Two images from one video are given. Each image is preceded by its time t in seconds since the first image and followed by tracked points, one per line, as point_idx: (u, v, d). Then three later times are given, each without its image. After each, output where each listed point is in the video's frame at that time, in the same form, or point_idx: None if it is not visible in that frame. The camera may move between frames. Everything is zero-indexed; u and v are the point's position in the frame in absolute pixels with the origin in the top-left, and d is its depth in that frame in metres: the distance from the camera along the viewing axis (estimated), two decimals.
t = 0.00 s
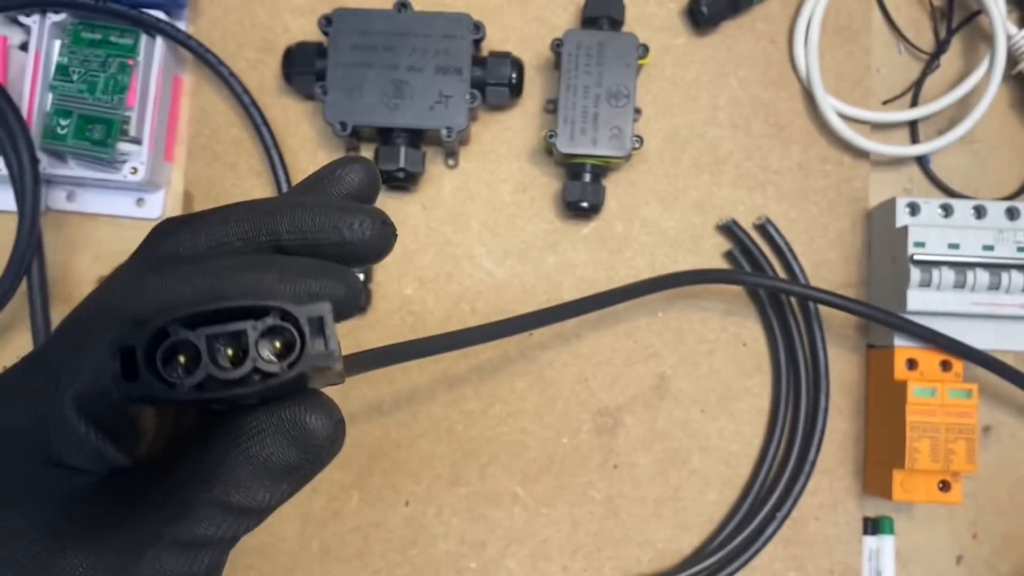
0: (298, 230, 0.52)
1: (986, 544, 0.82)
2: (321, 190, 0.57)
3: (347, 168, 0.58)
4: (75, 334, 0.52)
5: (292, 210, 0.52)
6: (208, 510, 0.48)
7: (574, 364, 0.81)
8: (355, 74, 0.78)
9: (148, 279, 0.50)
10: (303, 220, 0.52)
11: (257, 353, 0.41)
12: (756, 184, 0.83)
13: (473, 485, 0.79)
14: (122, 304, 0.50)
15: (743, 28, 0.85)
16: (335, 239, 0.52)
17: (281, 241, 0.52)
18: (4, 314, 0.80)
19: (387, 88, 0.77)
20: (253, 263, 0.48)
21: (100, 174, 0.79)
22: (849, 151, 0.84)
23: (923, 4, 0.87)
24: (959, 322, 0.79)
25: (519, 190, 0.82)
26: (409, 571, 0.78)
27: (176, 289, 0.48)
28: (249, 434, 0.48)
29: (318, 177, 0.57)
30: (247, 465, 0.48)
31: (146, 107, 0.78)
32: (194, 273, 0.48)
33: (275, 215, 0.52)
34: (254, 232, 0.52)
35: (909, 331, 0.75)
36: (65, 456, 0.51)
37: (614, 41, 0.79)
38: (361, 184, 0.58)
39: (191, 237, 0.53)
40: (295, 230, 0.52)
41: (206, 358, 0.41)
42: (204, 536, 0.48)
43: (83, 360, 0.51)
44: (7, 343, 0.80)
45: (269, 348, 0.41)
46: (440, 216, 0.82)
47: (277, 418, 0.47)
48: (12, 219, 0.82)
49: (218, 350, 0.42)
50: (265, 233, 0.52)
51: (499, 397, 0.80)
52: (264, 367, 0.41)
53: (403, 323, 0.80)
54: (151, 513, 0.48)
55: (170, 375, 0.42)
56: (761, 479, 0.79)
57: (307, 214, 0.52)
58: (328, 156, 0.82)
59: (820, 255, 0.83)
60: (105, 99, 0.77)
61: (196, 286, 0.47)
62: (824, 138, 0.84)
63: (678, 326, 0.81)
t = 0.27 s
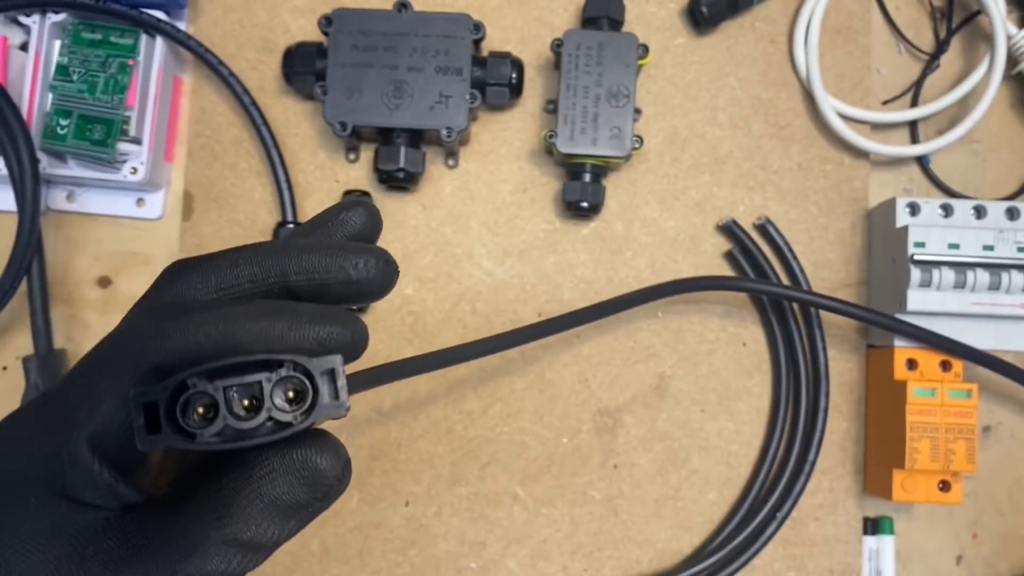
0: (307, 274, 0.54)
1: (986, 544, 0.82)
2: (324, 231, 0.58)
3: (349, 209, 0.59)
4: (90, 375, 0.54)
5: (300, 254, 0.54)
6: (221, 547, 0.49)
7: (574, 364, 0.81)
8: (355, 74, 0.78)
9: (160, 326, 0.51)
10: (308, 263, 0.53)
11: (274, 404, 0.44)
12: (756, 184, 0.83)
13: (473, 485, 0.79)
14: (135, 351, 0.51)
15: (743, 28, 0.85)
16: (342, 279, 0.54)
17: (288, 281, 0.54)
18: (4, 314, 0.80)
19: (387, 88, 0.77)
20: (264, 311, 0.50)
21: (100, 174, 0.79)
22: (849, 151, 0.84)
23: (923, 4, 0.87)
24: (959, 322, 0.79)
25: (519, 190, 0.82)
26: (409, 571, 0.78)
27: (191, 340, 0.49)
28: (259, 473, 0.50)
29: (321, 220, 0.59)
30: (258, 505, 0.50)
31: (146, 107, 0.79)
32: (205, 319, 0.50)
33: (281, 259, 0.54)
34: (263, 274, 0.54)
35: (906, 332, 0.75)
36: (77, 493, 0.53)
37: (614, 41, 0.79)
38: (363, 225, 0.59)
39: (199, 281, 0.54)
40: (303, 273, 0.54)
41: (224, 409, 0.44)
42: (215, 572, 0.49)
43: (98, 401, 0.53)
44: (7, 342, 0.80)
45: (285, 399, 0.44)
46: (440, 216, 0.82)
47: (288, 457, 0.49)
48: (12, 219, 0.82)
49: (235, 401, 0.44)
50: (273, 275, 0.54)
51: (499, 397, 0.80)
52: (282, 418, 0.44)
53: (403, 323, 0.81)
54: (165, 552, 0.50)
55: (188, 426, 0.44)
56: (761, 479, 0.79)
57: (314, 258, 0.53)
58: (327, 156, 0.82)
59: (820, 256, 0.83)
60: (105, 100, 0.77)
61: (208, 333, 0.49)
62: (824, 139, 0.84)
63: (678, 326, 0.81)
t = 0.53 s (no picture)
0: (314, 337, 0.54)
1: (986, 543, 0.82)
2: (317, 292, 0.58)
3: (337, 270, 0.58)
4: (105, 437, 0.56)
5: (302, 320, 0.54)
6: None
7: (574, 364, 0.81)
8: (355, 75, 0.78)
9: (171, 392, 0.53)
10: (309, 326, 0.53)
11: (280, 461, 0.48)
12: (756, 184, 0.83)
13: (473, 485, 0.79)
14: (148, 415, 0.53)
15: (743, 28, 0.85)
16: (348, 338, 0.53)
17: (298, 346, 0.54)
18: (4, 313, 0.80)
19: (387, 88, 0.78)
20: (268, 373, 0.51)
21: (100, 174, 0.79)
22: (849, 151, 0.84)
23: (923, 5, 0.87)
24: (958, 321, 0.79)
25: (519, 191, 0.82)
26: (409, 570, 0.78)
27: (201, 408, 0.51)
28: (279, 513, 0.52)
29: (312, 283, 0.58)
30: (272, 532, 0.53)
31: (147, 107, 0.79)
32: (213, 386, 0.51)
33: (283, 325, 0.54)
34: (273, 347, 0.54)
35: (903, 334, 0.75)
36: (101, 562, 0.54)
37: (614, 41, 0.79)
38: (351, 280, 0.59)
39: (204, 350, 0.55)
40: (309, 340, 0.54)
41: (235, 467, 0.48)
42: None
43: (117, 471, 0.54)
44: (7, 342, 0.80)
45: (290, 455, 0.48)
46: (441, 216, 0.82)
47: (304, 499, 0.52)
48: (12, 219, 0.82)
49: (244, 459, 0.48)
50: (282, 343, 0.54)
51: (499, 397, 0.80)
52: (288, 473, 0.48)
53: (403, 323, 0.81)
54: None
55: (204, 485, 0.49)
56: (761, 480, 0.79)
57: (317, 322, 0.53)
58: (327, 156, 0.82)
59: (820, 256, 0.83)
60: (105, 100, 0.77)
61: (218, 398, 0.50)
62: (824, 139, 0.84)
63: (677, 327, 0.82)
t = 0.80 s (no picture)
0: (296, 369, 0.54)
1: (984, 542, 0.83)
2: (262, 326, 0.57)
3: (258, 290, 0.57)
4: (115, 530, 0.52)
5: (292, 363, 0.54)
6: None
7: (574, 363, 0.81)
8: (356, 76, 0.78)
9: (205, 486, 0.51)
10: (297, 368, 0.54)
11: (323, 530, 0.47)
12: (755, 184, 0.84)
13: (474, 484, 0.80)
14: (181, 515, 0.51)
15: (742, 29, 0.85)
16: (337, 358, 0.55)
17: (293, 388, 0.55)
18: (6, 313, 0.80)
19: (387, 89, 0.78)
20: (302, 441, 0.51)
21: (100, 175, 0.79)
22: (847, 151, 0.84)
23: (921, 6, 0.87)
24: (956, 321, 0.80)
25: (519, 191, 0.83)
26: (410, 569, 0.79)
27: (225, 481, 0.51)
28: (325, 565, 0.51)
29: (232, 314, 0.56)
30: None
31: (148, 108, 0.79)
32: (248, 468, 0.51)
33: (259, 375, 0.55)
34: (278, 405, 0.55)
35: (899, 334, 0.75)
36: None
37: (614, 42, 0.79)
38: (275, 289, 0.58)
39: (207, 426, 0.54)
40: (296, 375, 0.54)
41: (280, 539, 0.47)
42: None
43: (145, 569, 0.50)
44: (9, 341, 0.81)
45: (331, 523, 0.47)
46: (441, 216, 0.82)
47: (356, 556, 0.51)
48: (13, 219, 0.82)
49: (287, 530, 0.47)
50: (277, 392, 0.55)
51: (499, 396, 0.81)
52: (333, 541, 0.47)
53: (403, 322, 0.81)
54: None
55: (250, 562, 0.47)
56: (759, 479, 0.79)
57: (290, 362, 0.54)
58: (328, 157, 0.82)
59: (819, 256, 0.84)
60: (106, 101, 0.77)
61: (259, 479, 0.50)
62: (822, 139, 0.84)
63: (677, 327, 0.82)
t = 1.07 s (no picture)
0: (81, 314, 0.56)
1: (984, 542, 0.83)
2: (308, 449, 0.43)
3: (313, 388, 0.44)
4: None
5: (137, 326, 0.60)
6: None
7: (574, 364, 0.81)
8: (356, 76, 0.78)
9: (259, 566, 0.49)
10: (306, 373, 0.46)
11: (301, 417, 0.43)
12: (754, 184, 0.84)
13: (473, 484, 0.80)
14: None
15: (742, 30, 0.85)
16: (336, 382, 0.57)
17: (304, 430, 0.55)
18: (7, 313, 0.81)
19: (387, 89, 0.78)
20: (317, 484, 0.46)
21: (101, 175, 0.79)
22: (847, 151, 0.85)
23: (921, 7, 0.87)
24: (956, 321, 0.80)
25: (520, 191, 0.83)
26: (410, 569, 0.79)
27: (282, 539, 0.48)
28: None
29: (275, 410, 0.43)
30: None
31: (148, 108, 0.79)
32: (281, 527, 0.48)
33: (306, 473, 0.45)
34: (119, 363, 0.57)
35: (899, 338, 0.75)
36: None
37: (614, 42, 0.79)
38: (330, 384, 0.45)
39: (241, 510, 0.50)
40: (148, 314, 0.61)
41: (259, 424, 0.43)
42: None
43: None
44: (9, 342, 0.81)
45: (308, 411, 0.44)
46: (441, 217, 0.82)
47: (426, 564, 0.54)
48: (14, 219, 0.82)
49: (265, 416, 0.43)
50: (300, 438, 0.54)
51: (500, 396, 0.81)
52: (309, 429, 0.43)
53: (404, 323, 0.81)
54: None
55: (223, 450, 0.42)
56: (759, 479, 0.79)
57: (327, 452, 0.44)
58: (329, 157, 0.82)
59: (818, 256, 0.84)
60: (107, 101, 0.78)
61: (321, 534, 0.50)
62: (822, 140, 0.85)
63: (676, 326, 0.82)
